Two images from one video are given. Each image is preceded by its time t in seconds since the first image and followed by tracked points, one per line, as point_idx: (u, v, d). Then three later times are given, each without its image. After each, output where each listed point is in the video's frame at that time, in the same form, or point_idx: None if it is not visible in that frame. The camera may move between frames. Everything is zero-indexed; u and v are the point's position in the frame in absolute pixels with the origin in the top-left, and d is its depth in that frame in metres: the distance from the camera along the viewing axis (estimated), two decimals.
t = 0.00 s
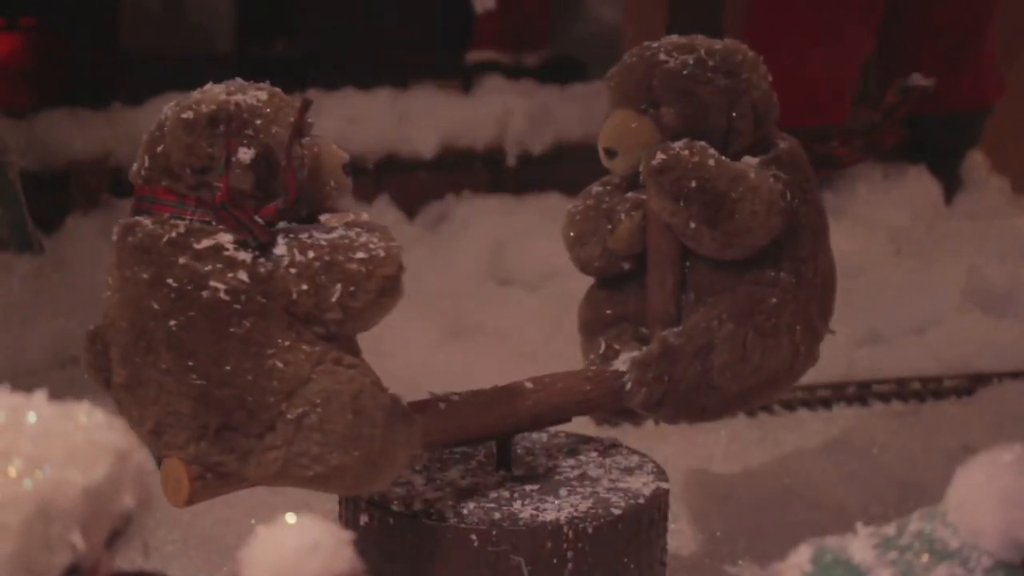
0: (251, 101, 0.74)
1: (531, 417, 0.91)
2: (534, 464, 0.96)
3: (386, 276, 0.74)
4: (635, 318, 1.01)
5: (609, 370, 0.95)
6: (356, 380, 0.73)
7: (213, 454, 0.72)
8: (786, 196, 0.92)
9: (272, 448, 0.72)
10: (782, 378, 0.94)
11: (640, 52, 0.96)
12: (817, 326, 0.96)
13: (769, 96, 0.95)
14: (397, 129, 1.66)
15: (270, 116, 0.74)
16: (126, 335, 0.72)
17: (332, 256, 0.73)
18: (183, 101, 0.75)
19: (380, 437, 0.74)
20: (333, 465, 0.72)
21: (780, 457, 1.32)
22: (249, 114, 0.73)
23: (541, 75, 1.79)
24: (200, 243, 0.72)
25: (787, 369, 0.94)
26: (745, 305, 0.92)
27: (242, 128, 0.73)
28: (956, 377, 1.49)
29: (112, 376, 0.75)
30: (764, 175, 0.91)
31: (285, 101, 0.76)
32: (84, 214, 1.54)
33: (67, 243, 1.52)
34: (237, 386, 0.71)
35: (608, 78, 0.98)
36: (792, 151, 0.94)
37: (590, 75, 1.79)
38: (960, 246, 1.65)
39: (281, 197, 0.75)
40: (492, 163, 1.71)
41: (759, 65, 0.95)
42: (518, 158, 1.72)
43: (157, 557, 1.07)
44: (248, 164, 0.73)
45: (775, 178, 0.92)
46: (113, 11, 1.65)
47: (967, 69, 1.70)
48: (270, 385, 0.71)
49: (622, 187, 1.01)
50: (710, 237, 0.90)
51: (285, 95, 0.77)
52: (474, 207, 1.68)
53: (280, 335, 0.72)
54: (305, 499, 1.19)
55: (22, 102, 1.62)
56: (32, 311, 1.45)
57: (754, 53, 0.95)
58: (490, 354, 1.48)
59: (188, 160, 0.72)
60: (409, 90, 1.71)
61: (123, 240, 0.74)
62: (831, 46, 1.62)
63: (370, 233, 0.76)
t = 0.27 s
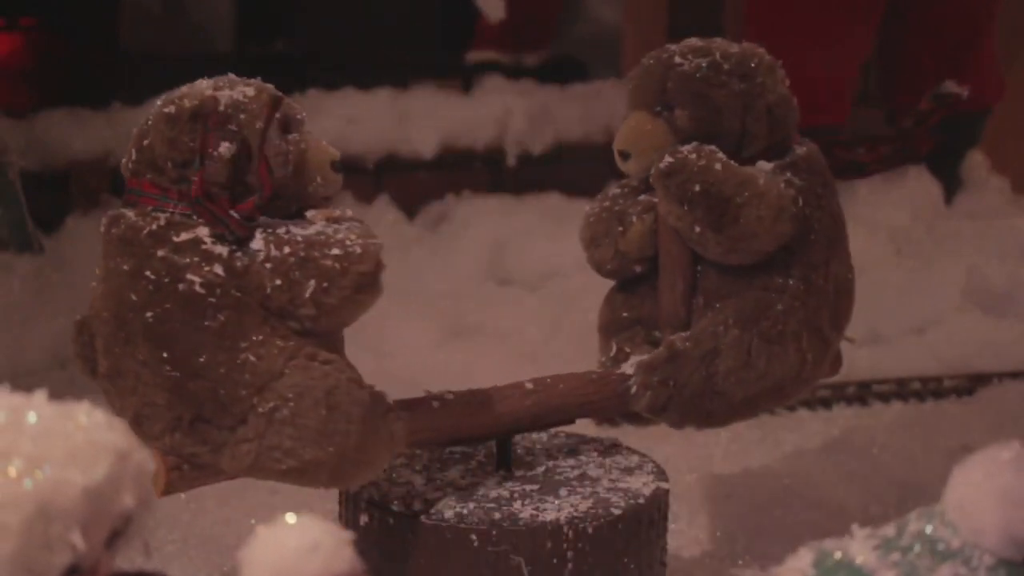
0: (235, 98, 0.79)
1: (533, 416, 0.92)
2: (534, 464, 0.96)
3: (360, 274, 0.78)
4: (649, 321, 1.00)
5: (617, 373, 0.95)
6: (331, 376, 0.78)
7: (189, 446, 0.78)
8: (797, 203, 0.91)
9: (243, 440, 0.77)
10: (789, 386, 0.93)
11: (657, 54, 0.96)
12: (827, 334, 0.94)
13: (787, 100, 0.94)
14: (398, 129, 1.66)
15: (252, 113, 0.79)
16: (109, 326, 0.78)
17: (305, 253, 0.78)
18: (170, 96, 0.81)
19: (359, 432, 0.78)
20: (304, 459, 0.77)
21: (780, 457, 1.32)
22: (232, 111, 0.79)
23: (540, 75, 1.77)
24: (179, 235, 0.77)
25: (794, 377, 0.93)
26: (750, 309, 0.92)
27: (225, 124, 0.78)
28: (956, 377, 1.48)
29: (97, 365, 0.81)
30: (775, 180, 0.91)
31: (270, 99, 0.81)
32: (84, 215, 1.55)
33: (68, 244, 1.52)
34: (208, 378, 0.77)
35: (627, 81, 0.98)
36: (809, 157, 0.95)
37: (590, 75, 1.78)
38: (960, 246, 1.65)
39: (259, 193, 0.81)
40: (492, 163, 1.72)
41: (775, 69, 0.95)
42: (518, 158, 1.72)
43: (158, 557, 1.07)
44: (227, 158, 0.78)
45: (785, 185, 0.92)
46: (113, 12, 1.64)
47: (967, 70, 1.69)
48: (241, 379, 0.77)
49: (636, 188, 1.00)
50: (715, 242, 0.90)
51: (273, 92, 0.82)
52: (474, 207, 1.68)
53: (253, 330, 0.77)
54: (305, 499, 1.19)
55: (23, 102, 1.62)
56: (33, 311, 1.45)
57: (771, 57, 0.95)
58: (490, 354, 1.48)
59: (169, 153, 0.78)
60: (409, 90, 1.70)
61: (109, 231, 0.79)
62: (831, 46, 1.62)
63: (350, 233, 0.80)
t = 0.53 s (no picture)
0: (223, 95, 0.85)
1: (532, 416, 0.93)
2: (534, 464, 0.96)
3: (335, 271, 0.82)
4: (662, 325, 0.99)
5: (621, 376, 0.95)
6: (306, 371, 0.82)
7: (171, 437, 0.83)
8: (806, 211, 0.91)
9: (218, 432, 0.82)
10: (793, 395, 0.92)
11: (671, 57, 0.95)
12: (835, 344, 0.93)
13: (801, 105, 0.94)
14: (397, 129, 1.66)
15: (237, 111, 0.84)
16: (95, 317, 0.84)
17: (281, 248, 0.82)
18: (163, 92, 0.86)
19: (336, 428, 0.81)
20: (278, 452, 0.81)
21: (781, 457, 1.32)
22: (218, 108, 0.84)
23: (541, 74, 1.77)
24: (160, 228, 0.83)
25: (799, 386, 0.92)
26: (751, 316, 0.91)
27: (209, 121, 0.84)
28: (956, 377, 1.49)
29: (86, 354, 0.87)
30: (782, 187, 0.90)
31: (258, 97, 0.86)
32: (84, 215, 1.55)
33: (67, 244, 1.51)
34: (185, 370, 0.82)
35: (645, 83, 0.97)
36: (823, 163, 0.93)
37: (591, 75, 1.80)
38: (960, 246, 1.66)
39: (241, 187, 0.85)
40: (492, 163, 1.72)
41: (790, 74, 0.94)
42: (518, 158, 1.72)
43: (157, 557, 1.07)
44: (209, 152, 0.84)
45: (795, 192, 0.91)
46: (113, 11, 1.64)
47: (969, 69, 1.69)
48: (217, 373, 0.82)
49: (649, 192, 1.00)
50: (717, 246, 0.90)
51: (266, 91, 0.87)
52: (474, 207, 1.68)
53: (229, 323, 0.82)
54: (305, 499, 1.19)
55: (23, 102, 1.62)
56: (33, 310, 1.45)
57: (786, 61, 0.95)
58: (490, 354, 1.47)
59: (155, 147, 0.84)
60: (409, 90, 1.70)
61: (100, 220, 0.85)
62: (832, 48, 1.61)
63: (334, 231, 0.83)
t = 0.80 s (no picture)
0: (214, 90, 0.87)
1: (530, 417, 0.93)
2: (534, 464, 0.96)
3: (315, 269, 0.84)
4: (673, 329, 0.99)
5: (625, 379, 0.94)
6: (284, 365, 0.84)
7: (150, 426, 0.86)
8: (809, 220, 0.90)
9: (197, 424, 0.85)
10: (792, 403, 0.92)
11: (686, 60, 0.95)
12: (837, 352, 0.92)
13: (812, 110, 0.93)
14: (398, 129, 1.66)
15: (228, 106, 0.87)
16: (83, 307, 0.87)
17: (262, 244, 0.85)
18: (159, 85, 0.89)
19: (314, 422, 0.83)
20: (256, 444, 0.83)
21: (781, 457, 1.32)
22: (207, 103, 0.87)
23: (540, 74, 1.82)
24: (146, 221, 0.86)
25: (799, 394, 0.91)
26: (753, 324, 0.91)
27: (199, 116, 0.87)
28: (956, 377, 1.49)
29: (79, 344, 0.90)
30: (787, 193, 0.90)
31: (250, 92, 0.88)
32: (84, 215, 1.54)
33: (67, 243, 1.51)
34: (166, 361, 0.85)
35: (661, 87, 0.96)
36: (835, 169, 0.93)
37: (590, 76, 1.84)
38: (960, 246, 1.65)
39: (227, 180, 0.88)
40: (492, 163, 1.71)
41: (803, 78, 0.93)
42: (518, 158, 1.71)
43: (158, 557, 1.06)
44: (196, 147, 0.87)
45: (800, 198, 0.90)
46: (113, 12, 1.66)
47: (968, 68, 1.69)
48: (196, 364, 0.85)
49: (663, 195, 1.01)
50: (718, 251, 0.90)
51: (259, 87, 0.89)
52: (474, 207, 1.68)
53: (210, 317, 0.85)
54: (305, 499, 1.19)
55: (23, 102, 1.61)
56: (33, 310, 1.44)
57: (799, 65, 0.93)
58: (490, 354, 1.46)
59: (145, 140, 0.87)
60: (409, 90, 1.71)
61: (92, 210, 0.88)
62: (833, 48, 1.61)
63: (318, 227, 0.85)
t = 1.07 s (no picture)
0: (209, 85, 0.88)
1: (528, 419, 0.92)
2: (533, 464, 0.96)
3: (298, 263, 0.84)
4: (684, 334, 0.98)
5: (628, 383, 0.93)
6: (265, 358, 0.85)
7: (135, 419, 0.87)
8: (809, 230, 0.87)
9: (180, 415, 0.86)
10: (791, 412, 0.90)
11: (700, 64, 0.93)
12: (838, 360, 0.90)
13: (823, 116, 0.90)
14: (398, 129, 1.66)
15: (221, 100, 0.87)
16: (76, 297, 0.89)
17: (245, 238, 0.85)
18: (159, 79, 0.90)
19: (295, 417, 0.84)
20: (237, 436, 0.84)
21: (780, 457, 1.32)
22: (201, 97, 0.87)
23: (540, 75, 1.81)
24: (135, 213, 0.87)
25: (798, 404, 0.90)
26: (754, 331, 0.89)
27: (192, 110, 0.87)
28: (956, 376, 1.48)
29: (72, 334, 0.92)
30: (789, 199, 0.87)
31: (244, 87, 0.88)
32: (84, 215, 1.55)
33: (67, 243, 1.51)
34: (149, 352, 0.85)
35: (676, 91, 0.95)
36: (845, 176, 0.91)
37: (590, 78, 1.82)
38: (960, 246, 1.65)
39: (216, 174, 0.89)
40: (492, 163, 1.71)
41: (815, 84, 0.91)
42: (518, 158, 1.71)
43: (157, 557, 1.06)
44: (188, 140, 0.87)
45: (805, 205, 0.88)
46: (113, 12, 1.67)
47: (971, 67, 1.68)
48: (178, 355, 0.86)
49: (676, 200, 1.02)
50: (717, 256, 0.88)
51: (256, 82, 0.90)
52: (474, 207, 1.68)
53: (194, 309, 0.86)
54: (305, 499, 1.19)
55: (23, 102, 1.61)
56: (33, 310, 1.43)
57: (811, 70, 0.91)
58: (490, 354, 1.45)
59: (138, 133, 0.88)
60: (409, 90, 1.71)
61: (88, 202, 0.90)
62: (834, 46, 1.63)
63: (305, 222, 0.85)
